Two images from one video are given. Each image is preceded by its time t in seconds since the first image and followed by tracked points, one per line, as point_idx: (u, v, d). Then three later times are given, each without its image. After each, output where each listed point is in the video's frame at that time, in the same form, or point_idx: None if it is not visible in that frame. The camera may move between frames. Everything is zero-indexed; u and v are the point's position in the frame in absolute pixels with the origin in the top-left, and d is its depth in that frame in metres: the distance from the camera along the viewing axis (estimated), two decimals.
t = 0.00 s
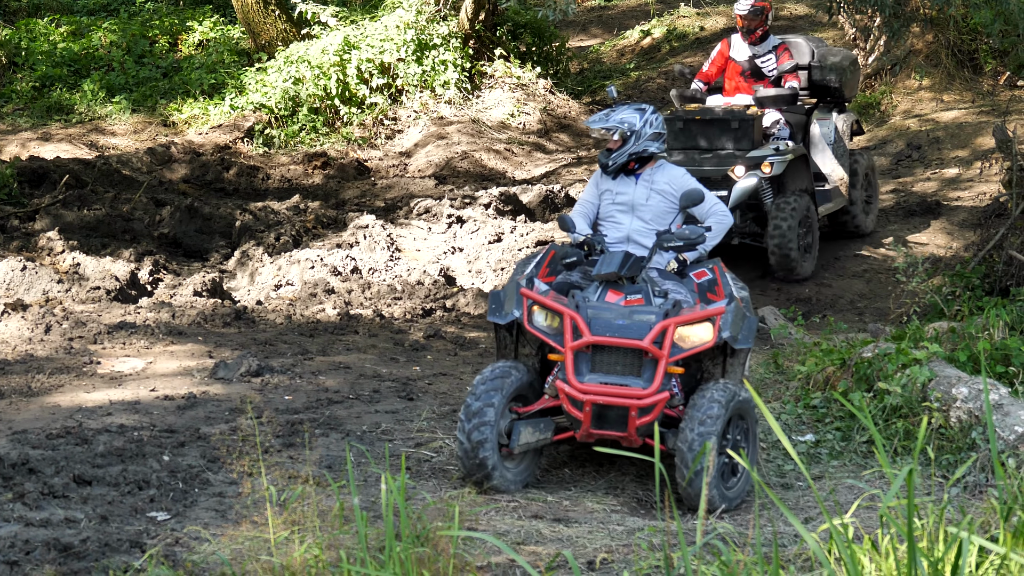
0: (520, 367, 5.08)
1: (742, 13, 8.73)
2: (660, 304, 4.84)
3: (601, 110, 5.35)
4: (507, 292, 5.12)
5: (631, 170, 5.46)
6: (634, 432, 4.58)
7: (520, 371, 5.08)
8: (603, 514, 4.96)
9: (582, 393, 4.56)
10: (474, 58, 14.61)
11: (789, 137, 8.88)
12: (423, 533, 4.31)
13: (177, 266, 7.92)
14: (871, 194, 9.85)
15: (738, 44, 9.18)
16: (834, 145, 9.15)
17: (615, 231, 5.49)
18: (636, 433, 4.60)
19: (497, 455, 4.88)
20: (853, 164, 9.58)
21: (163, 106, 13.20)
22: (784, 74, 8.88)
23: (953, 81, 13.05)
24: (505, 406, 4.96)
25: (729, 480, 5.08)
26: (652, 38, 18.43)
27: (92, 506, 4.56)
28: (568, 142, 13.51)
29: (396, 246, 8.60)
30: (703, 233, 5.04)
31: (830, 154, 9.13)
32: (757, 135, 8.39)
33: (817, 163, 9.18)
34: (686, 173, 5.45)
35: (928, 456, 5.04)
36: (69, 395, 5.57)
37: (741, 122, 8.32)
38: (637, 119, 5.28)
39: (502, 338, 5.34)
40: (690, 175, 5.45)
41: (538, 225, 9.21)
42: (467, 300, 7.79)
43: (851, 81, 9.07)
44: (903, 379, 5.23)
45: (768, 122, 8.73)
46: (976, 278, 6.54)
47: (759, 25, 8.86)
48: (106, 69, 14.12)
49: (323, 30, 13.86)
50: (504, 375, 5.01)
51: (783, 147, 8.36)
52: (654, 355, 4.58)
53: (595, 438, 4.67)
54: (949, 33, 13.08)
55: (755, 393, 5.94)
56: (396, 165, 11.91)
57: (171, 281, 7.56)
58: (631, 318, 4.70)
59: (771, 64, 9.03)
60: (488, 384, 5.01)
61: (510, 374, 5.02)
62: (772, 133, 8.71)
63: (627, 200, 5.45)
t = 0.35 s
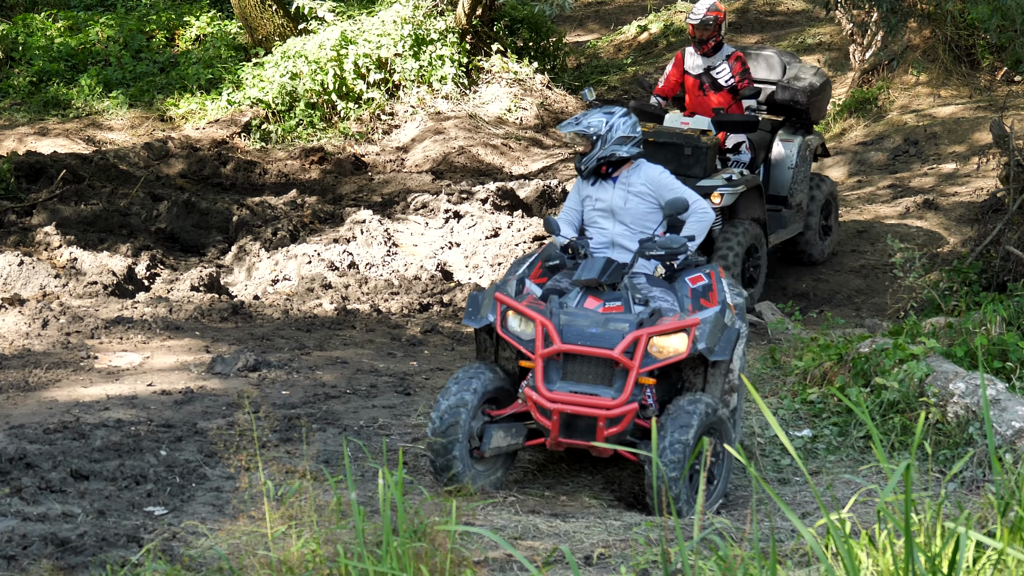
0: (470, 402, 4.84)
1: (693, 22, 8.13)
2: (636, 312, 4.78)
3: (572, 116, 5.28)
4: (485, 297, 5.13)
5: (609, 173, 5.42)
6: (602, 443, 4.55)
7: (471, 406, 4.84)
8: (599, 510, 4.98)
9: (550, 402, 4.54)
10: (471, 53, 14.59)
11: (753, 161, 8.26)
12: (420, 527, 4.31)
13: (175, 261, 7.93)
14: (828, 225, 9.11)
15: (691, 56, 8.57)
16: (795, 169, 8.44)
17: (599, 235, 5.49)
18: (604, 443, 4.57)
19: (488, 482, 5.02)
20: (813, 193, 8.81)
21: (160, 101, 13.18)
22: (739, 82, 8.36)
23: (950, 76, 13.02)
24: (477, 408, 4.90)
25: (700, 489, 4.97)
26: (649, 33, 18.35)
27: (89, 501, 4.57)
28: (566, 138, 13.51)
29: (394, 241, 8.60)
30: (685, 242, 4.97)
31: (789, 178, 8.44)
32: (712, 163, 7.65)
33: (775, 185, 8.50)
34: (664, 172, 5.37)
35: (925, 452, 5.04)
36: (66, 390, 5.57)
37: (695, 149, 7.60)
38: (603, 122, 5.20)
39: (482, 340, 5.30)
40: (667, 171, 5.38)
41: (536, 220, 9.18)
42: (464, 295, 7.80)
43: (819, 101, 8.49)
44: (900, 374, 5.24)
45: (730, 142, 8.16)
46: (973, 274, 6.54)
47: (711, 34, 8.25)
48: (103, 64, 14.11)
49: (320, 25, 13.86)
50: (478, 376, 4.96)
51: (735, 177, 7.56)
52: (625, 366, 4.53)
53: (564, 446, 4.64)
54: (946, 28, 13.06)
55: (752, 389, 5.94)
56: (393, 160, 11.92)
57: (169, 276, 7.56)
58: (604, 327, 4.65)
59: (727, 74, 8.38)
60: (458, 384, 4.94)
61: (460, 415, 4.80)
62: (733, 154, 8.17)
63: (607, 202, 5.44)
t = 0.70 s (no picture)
0: (447, 427, 4.73)
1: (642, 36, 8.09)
2: (621, 312, 4.76)
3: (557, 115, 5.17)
4: (469, 296, 5.09)
5: (593, 173, 5.24)
6: (585, 443, 4.54)
7: (449, 430, 4.74)
8: (598, 504, 4.99)
9: (532, 403, 4.53)
10: (472, 47, 14.57)
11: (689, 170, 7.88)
12: (420, 521, 4.31)
13: (175, 255, 7.93)
14: (773, 258, 8.61)
15: (641, 73, 8.37)
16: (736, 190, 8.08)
17: (585, 238, 5.31)
18: (588, 444, 4.56)
19: (485, 474, 5.06)
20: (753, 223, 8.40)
21: (161, 94, 13.18)
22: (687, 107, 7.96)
23: (950, 71, 12.98)
24: (461, 409, 4.85)
25: (690, 489, 4.95)
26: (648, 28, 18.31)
27: (89, 494, 4.57)
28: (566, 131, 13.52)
29: (394, 236, 8.61)
30: (674, 243, 4.88)
31: (728, 198, 8.06)
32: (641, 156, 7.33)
33: (713, 207, 8.11)
34: (647, 171, 5.13)
35: (926, 446, 5.04)
36: (66, 382, 5.58)
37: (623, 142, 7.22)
38: (584, 120, 5.07)
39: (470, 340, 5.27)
40: (653, 172, 5.14)
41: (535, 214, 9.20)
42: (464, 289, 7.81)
43: (762, 122, 8.28)
44: (900, 369, 5.25)
45: (666, 152, 7.81)
46: (973, 269, 6.54)
47: (661, 51, 8.21)
48: (103, 57, 14.09)
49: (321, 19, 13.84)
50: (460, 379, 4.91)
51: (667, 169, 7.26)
52: (607, 366, 4.52)
53: (547, 447, 4.63)
54: (947, 23, 13.03)
55: (752, 383, 5.96)
56: (393, 154, 11.94)
57: (169, 270, 7.57)
58: (587, 326, 4.62)
59: (677, 94, 8.23)
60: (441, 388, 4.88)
61: (439, 443, 4.71)
62: (668, 161, 7.79)
63: (591, 205, 5.25)
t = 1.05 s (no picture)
0: (450, 420, 4.74)
1: (582, 39, 7.79)
2: (624, 304, 4.76)
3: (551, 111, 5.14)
4: (471, 289, 5.09)
5: (588, 170, 5.21)
6: (587, 434, 4.54)
7: (452, 424, 4.74)
8: (599, 498, 4.99)
9: (534, 394, 4.53)
10: (474, 40, 14.61)
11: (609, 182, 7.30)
12: (421, 515, 4.30)
13: (176, 248, 7.94)
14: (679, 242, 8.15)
15: (579, 75, 8.10)
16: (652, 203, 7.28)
17: (581, 235, 5.30)
18: (590, 435, 4.56)
19: (487, 468, 5.07)
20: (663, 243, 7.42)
21: (163, 88, 13.20)
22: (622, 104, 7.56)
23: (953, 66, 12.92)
24: (464, 401, 4.85)
25: (692, 482, 4.96)
26: (651, 22, 18.31)
27: (90, 487, 4.57)
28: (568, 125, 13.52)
29: (394, 229, 8.59)
30: (678, 239, 4.89)
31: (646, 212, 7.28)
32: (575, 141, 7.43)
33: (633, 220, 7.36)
34: (641, 170, 5.10)
35: (926, 441, 5.03)
36: (67, 375, 5.58)
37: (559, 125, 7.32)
38: (577, 117, 5.03)
39: (471, 333, 5.28)
40: (646, 170, 5.10)
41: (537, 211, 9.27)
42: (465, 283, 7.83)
43: (687, 133, 7.73)
44: (902, 364, 5.24)
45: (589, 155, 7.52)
46: (976, 264, 6.53)
47: (600, 56, 7.94)
48: (106, 50, 14.10)
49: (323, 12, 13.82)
50: (465, 373, 4.91)
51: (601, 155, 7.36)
52: (609, 357, 4.52)
53: (549, 439, 4.63)
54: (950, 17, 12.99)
55: (753, 378, 5.98)
56: (395, 147, 11.97)
57: (170, 263, 7.57)
58: (589, 318, 4.63)
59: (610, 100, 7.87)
60: (444, 380, 4.88)
61: (442, 436, 4.72)
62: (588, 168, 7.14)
63: (586, 203, 5.24)
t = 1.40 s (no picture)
0: (455, 417, 4.74)
1: (502, 32, 7.58)
2: (627, 300, 4.76)
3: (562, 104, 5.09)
4: (474, 284, 5.09)
5: (598, 164, 5.19)
6: (590, 429, 4.54)
7: (457, 420, 4.75)
8: (601, 494, 4.99)
9: (537, 389, 4.53)
10: (476, 36, 14.41)
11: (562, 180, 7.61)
12: (423, 511, 4.29)
13: (179, 243, 7.94)
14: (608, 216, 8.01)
15: (499, 68, 8.01)
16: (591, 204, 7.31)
17: (589, 230, 5.31)
18: (592, 430, 4.56)
19: (489, 463, 5.08)
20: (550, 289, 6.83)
21: (165, 83, 13.21)
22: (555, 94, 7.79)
23: (955, 61, 12.84)
24: (468, 397, 4.85)
25: (694, 478, 4.96)
26: (653, 18, 18.35)
27: (92, 482, 4.57)
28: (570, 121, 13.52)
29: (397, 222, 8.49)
30: (687, 235, 4.90)
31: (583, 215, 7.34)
32: (522, 172, 6.92)
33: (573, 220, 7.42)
34: (652, 164, 5.11)
35: (929, 437, 5.03)
36: (69, 371, 5.59)
37: (504, 156, 6.83)
38: (590, 111, 5.01)
39: (474, 328, 5.28)
40: (657, 164, 5.10)
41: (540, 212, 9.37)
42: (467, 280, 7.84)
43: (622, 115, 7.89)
44: (904, 359, 5.24)
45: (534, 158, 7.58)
46: (978, 259, 6.55)
47: (521, 44, 7.76)
48: (108, 45, 14.10)
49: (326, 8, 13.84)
50: (469, 368, 4.91)
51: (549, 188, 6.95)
52: (612, 352, 4.53)
53: (551, 433, 4.63)
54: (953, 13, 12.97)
55: (756, 373, 5.99)
56: (397, 143, 11.97)
57: (173, 258, 7.58)
58: (592, 313, 4.63)
59: (535, 90, 7.98)
60: (449, 376, 4.89)
61: (447, 432, 4.72)
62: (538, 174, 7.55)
63: (596, 196, 5.23)
